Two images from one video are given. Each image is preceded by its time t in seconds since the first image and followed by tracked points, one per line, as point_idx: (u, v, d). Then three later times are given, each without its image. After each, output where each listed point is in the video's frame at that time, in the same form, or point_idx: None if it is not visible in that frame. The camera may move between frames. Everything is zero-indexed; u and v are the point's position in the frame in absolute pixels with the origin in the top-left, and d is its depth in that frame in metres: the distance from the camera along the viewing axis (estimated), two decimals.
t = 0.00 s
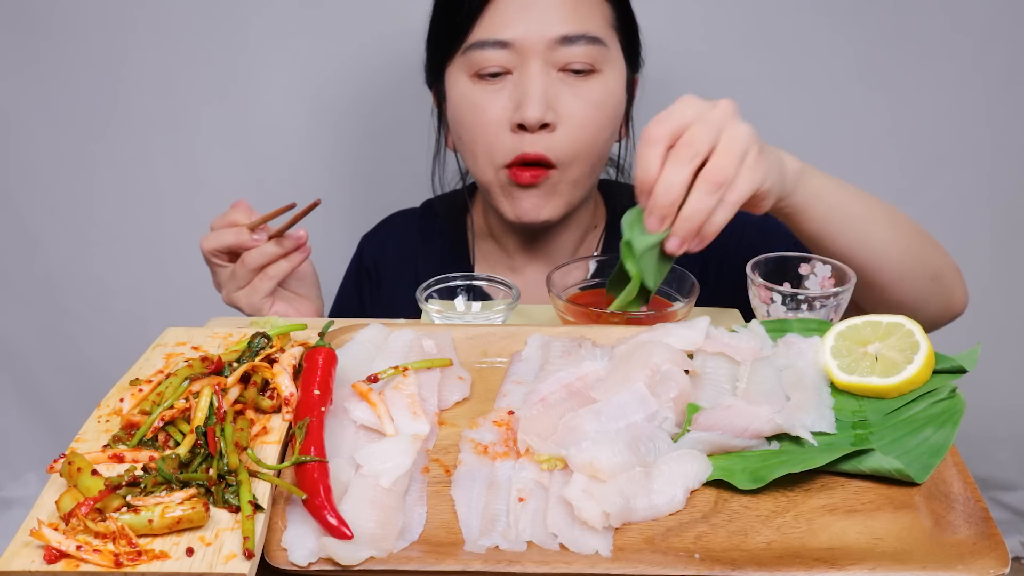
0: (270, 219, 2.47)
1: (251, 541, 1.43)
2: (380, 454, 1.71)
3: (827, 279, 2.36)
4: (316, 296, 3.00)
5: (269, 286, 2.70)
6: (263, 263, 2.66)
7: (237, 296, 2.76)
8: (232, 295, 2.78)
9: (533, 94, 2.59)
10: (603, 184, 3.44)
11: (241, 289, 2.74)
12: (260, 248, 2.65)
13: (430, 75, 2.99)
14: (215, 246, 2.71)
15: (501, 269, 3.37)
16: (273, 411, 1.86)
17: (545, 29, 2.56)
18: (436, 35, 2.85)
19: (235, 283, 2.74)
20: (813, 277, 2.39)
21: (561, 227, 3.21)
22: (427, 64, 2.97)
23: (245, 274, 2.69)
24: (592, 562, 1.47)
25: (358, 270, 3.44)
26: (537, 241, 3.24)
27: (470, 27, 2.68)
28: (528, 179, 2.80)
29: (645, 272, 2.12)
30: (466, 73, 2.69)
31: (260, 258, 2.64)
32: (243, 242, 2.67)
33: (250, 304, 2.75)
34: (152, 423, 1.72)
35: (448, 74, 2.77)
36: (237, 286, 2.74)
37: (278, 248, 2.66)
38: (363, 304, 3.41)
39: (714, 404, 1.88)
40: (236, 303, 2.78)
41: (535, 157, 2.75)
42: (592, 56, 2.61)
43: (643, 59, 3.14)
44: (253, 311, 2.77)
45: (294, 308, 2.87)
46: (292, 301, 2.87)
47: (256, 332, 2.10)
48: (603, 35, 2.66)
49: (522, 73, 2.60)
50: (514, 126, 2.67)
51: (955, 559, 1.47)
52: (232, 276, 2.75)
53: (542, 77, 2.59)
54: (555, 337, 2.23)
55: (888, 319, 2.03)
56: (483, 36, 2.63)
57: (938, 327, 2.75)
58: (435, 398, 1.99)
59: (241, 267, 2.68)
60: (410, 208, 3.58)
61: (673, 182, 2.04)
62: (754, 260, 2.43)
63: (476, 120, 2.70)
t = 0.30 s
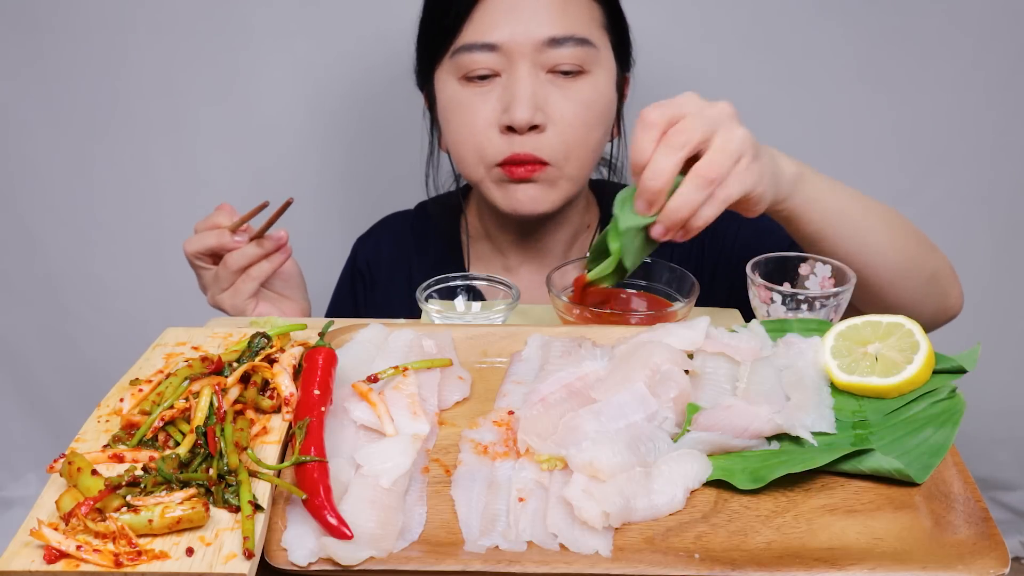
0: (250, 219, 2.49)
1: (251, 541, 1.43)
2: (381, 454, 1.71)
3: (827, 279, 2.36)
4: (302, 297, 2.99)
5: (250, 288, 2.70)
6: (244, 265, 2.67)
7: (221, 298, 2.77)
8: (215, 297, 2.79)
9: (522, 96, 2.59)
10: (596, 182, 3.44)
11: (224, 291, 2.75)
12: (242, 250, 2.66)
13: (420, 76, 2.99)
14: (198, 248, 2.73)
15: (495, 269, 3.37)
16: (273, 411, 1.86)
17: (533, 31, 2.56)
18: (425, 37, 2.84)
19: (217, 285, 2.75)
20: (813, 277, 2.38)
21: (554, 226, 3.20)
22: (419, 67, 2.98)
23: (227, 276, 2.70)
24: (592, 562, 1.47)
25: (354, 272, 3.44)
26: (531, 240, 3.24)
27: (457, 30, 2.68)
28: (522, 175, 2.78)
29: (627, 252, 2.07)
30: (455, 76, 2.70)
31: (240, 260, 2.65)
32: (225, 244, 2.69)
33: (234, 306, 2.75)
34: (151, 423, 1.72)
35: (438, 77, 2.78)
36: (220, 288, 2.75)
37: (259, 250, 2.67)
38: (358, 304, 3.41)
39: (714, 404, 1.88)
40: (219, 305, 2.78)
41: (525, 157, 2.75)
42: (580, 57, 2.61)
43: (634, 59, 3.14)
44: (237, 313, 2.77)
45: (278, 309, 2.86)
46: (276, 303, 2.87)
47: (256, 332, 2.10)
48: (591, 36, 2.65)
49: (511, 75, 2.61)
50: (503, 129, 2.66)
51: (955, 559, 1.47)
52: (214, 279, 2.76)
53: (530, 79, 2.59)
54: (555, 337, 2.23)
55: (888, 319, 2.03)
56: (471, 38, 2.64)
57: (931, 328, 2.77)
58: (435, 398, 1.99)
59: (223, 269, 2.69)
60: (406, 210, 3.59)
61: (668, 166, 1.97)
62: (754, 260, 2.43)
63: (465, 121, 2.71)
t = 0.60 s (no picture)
0: (248, 217, 2.49)
1: (251, 541, 1.43)
2: (381, 454, 1.71)
3: (827, 279, 2.36)
4: (301, 296, 2.98)
5: (249, 287, 2.70)
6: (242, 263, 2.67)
7: (220, 297, 2.76)
8: (214, 297, 2.78)
9: (517, 95, 2.59)
10: (595, 181, 3.44)
11: (223, 290, 2.75)
12: (240, 249, 2.66)
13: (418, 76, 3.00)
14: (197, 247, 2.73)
15: (495, 268, 3.38)
16: (273, 411, 1.86)
17: (529, 30, 2.56)
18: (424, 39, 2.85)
19: (217, 284, 2.75)
20: (812, 277, 2.38)
21: (553, 226, 3.20)
22: (417, 67, 2.98)
23: (226, 275, 2.70)
24: (592, 562, 1.47)
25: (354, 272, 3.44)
26: (529, 240, 3.24)
27: (454, 30, 2.69)
28: (513, 172, 2.78)
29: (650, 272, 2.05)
30: (452, 76, 2.70)
31: (238, 259, 2.65)
32: (223, 244, 2.69)
33: (233, 306, 2.75)
34: (151, 423, 1.72)
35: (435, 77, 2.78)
36: (219, 288, 2.75)
37: (257, 249, 2.67)
38: (359, 304, 3.43)
39: (714, 404, 1.88)
40: (219, 304, 2.78)
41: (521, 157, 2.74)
42: (577, 57, 2.61)
43: (632, 58, 3.14)
44: (236, 312, 2.77)
45: (277, 308, 2.86)
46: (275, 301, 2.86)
47: (256, 332, 2.11)
48: (589, 36, 2.66)
49: (507, 75, 2.61)
50: (499, 127, 2.66)
51: (955, 559, 1.47)
52: (213, 278, 2.76)
53: (526, 78, 2.59)
54: (555, 337, 2.23)
55: (888, 319, 2.03)
56: (468, 38, 2.64)
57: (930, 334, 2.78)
58: (435, 398, 1.99)
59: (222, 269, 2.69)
60: (406, 211, 3.59)
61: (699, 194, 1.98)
62: (754, 260, 2.43)
63: (461, 120, 2.71)
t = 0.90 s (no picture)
0: (240, 214, 2.49)
1: (251, 541, 1.43)
2: (380, 454, 1.71)
3: (827, 279, 2.36)
4: (298, 295, 2.98)
5: (243, 285, 2.70)
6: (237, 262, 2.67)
7: (214, 296, 2.76)
8: (209, 295, 2.78)
9: (517, 94, 2.59)
10: (596, 181, 3.44)
11: (218, 289, 2.75)
12: (233, 248, 2.66)
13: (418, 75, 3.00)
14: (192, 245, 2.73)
15: (497, 268, 3.37)
16: (273, 411, 1.86)
17: (529, 29, 2.57)
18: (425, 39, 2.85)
19: (211, 283, 2.75)
20: (812, 277, 2.38)
21: (554, 225, 3.20)
22: (417, 67, 2.98)
23: (221, 274, 2.70)
24: (592, 562, 1.47)
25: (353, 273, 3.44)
26: (531, 240, 3.24)
27: (455, 30, 2.69)
28: (520, 177, 2.78)
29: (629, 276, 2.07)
30: (452, 74, 2.70)
31: (233, 257, 2.65)
32: (216, 242, 2.70)
33: (227, 304, 2.74)
34: (152, 423, 1.72)
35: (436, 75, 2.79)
36: (214, 287, 2.74)
37: (250, 248, 2.67)
38: (359, 304, 3.44)
39: (714, 404, 1.88)
40: (213, 303, 2.78)
41: (520, 156, 2.74)
42: (577, 55, 2.61)
43: (632, 58, 3.14)
44: (231, 310, 2.76)
45: (272, 305, 2.85)
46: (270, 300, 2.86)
47: (256, 332, 2.11)
48: (590, 34, 2.66)
49: (507, 73, 2.61)
50: (499, 126, 2.66)
51: (955, 559, 1.47)
52: (208, 276, 2.75)
53: (526, 77, 2.59)
54: (555, 337, 2.23)
55: (888, 319, 2.03)
56: (469, 37, 2.64)
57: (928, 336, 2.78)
58: (435, 398, 1.99)
59: (216, 267, 2.69)
60: (407, 210, 3.59)
61: (685, 210, 1.99)
62: (754, 260, 2.43)
63: (462, 118, 2.71)
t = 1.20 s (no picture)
0: (240, 216, 2.49)
1: (252, 541, 1.43)
2: (380, 454, 1.71)
3: (827, 279, 2.36)
4: (299, 295, 2.98)
5: (244, 287, 2.70)
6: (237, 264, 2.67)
7: (216, 298, 2.76)
8: (210, 297, 2.78)
9: (518, 92, 2.59)
10: (597, 181, 3.45)
11: (219, 291, 2.75)
12: (234, 249, 2.66)
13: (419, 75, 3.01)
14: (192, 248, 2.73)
15: (499, 268, 3.38)
16: (273, 411, 1.86)
17: (530, 27, 2.57)
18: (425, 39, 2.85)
19: (212, 285, 2.74)
20: (812, 277, 2.38)
21: (556, 224, 3.20)
22: (418, 66, 2.98)
23: (222, 276, 2.70)
24: (592, 562, 1.47)
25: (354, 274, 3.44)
26: (532, 239, 3.24)
27: (455, 29, 2.69)
28: (519, 170, 2.76)
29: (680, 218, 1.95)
30: (452, 73, 2.70)
31: (233, 259, 2.65)
32: (218, 245, 2.70)
33: (229, 306, 2.74)
34: (152, 423, 1.72)
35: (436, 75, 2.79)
36: (215, 289, 2.74)
37: (251, 249, 2.67)
38: (361, 305, 3.43)
39: (714, 404, 1.88)
40: (215, 304, 2.78)
41: (522, 154, 2.74)
42: (577, 53, 2.61)
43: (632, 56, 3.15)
44: (233, 313, 2.76)
45: (273, 307, 2.86)
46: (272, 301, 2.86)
47: (256, 332, 2.11)
48: (590, 32, 2.66)
49: (507, 72, 2.61)
50: (501, 124, 2.66)
51: (955, 559, 1.47)
52: (208, 278, 2.75)
53: (527, 75, 2.59)
54: (555, 337, 2.23)
55: (888, 319, 2.03)
56: (469, 35, 2.64)
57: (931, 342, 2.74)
58: (435, 398, 1.99)
59: (217, 270, 2.68)
60: (408, 211, 3.58)
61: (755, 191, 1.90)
62: (754, 260, 2.44)
63: (463, 117, 2.70)
